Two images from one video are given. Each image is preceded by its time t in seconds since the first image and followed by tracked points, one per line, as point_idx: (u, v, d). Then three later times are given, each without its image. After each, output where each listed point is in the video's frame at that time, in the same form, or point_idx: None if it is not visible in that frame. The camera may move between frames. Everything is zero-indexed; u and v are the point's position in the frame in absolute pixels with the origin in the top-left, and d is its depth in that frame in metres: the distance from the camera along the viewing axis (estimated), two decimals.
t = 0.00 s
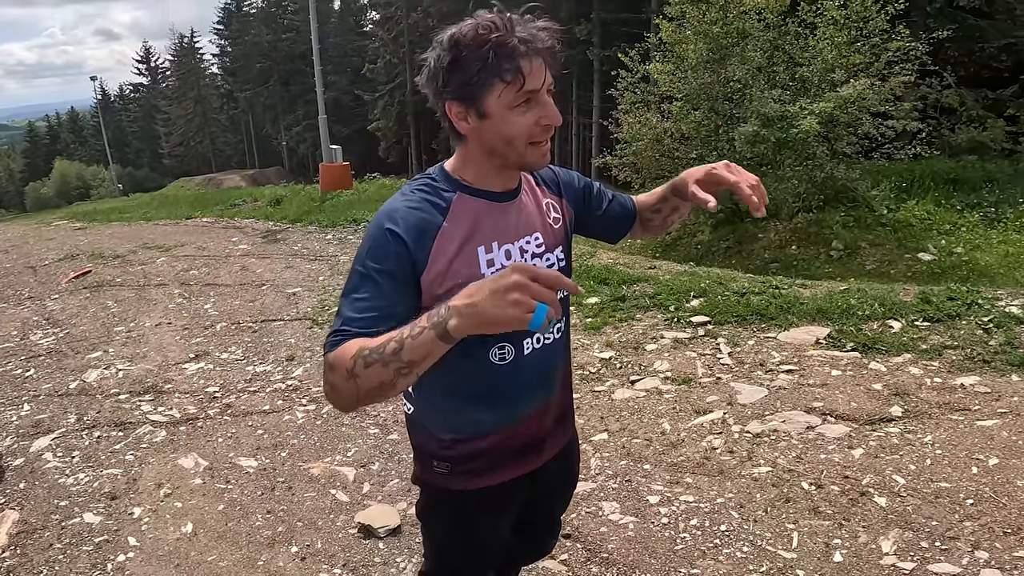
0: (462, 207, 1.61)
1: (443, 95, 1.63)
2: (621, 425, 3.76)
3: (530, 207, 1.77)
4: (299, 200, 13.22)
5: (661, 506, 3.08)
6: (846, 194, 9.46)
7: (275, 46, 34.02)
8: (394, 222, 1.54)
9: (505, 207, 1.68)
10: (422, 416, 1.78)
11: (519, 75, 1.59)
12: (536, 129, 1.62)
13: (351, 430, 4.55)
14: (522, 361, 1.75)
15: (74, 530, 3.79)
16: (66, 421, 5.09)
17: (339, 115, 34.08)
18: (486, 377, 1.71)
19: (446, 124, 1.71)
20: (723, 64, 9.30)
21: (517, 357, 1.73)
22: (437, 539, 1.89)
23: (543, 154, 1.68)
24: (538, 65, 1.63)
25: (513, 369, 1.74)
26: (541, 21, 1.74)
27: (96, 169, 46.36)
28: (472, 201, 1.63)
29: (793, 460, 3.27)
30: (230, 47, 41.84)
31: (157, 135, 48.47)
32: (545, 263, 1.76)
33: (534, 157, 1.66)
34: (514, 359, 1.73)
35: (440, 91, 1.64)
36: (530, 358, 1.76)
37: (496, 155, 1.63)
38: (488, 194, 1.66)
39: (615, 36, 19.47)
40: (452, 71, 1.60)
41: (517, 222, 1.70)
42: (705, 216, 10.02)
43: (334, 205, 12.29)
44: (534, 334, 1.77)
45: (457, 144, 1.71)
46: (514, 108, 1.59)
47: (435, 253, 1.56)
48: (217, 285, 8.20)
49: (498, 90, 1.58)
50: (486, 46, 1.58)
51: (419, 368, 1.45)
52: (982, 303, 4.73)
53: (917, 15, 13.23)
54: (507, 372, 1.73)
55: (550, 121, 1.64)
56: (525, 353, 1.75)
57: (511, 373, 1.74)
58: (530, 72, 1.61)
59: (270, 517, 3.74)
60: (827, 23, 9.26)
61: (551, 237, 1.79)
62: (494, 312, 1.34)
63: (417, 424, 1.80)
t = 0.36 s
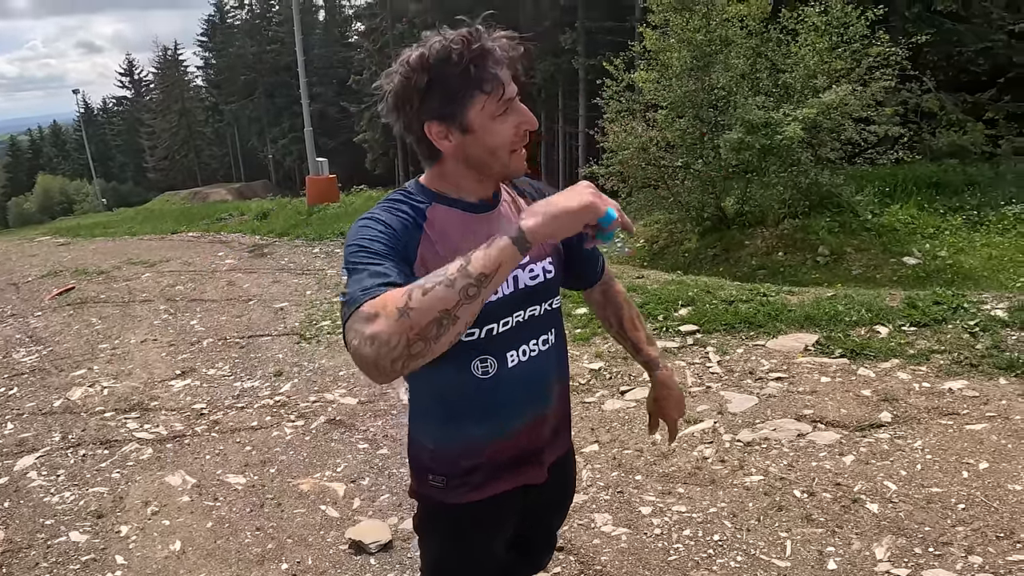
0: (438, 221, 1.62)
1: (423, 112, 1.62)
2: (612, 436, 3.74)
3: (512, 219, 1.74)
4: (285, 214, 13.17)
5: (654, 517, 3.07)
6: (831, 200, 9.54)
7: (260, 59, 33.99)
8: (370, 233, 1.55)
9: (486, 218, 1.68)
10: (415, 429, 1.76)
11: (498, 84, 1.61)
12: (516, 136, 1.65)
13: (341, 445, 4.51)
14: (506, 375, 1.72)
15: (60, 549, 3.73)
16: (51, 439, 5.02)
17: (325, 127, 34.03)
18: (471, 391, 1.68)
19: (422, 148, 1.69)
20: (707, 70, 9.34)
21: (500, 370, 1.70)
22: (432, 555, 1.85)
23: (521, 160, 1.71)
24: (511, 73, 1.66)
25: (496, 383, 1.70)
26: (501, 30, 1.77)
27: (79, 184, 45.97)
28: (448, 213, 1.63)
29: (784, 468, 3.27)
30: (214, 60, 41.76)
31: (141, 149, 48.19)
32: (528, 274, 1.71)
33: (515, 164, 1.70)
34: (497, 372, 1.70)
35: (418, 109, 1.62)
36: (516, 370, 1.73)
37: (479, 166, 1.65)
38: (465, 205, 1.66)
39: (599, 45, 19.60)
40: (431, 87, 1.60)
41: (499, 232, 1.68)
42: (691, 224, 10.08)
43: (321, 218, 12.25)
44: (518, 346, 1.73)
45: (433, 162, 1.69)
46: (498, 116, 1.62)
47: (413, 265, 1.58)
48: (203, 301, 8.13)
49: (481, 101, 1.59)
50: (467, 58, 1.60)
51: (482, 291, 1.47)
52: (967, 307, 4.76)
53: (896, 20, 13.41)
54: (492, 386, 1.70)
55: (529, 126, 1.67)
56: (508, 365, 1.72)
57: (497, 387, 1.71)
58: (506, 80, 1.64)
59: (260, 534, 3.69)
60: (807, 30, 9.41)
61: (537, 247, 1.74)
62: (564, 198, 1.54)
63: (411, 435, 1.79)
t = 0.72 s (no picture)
0: (467, 236, 1.54)
1: (440, 109, 1.57)
2: (606, 446, 3.72)
3: (514, 233, 1.73)
4: (274, 224, 13.12)
5: (649, 526, 3.04)
6: (820, 206, 9.59)
7: (248, 68, 33.95)
8: (403, 247, 1.43)
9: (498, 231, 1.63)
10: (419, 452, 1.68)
11: (518, 84, 1.57)
12: (535, 140, 1.59)
13: (332, 457, 4.47)
14: (524, 391, 1.72)
15: (47, 564, 3.67)
16: (37, 454, 4.95)
17: (314, 136, 33.96)
18: (491, 409, 1.66)
19: (440, 147, 1.62)
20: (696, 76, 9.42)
21: (521, 385, 1.71)
22: None
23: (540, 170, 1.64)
24: (535, 77, 1.62)
25: (518, 399, 1.71)
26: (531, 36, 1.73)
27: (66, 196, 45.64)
28: (476, 229, 1.57)
29: (779, 475, 3.26)
30: (202, 71, 41.67)
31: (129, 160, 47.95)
32: (540, 287, 1.73)
33: (533, 170, 1.62)
34: (518, 389, 1.70)
35: (436, 106, 1.57)
36: (533, 383, 1.75)
37: (495, 169, 1.59)
38: (487, 218, 1.62)
39: (587, 52, 19.69)
40: (451, 82, 1.56)
41: (513, 246, 1.67)
42: (681, 230, 9.98)
43: (310, 228, 12.20)
44: (535, 359, 1.75)
45: (450, 167, 1.63)
46: (517, 118, 1.56)
47: (450, 280, 1.48)
48: (192, 313, 8.07)
49: (501, 97, 1.54)
50: (488, 55, 1.56)
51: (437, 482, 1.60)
52: (957, 311, 4.78)
53: (881, 27, 13.54)
54: (512, 403, 1.69)
55: (548, 132, 1.61)
56: (528, 379, 1.73)
57: (515, 404, 1.71)
58: (527, 83, 1.59)
59: (251, 548, 3.64)
60: (794, 36, 9.51)
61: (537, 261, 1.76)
62: (529, 536, 1.52)
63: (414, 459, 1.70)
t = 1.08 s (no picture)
0: (442, 231, 1.53)
1: (418, 102, 1.62)
2: (603, 449, 3.69)
3: (505, 238, 1.68)
4: (272, 225, 13.09)
5: (645, 530, 3.02)
6: (818, 207, 9.57)
7: (247, 69, 33.93)
8: (376, 236, 1.44)
9: (478, 233, 1.59)
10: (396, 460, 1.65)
11: (479, 90, 1.53)
12: (489, 150, 1.53)
13: (327, 460, 4.44)
14: (508, 400, 1.68)
15: (39, 567, 3.64)
16: (31, 456, 4.91)
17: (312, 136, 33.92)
18: (469, 416, 1.62)
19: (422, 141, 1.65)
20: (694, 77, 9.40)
21: (503, 394, 1.66)
22: None
23: (499, 183, 1.56)
24: (507, 85, 1.55)
25: (499, 408, 1.66)
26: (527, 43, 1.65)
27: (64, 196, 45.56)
28: (454, 227, 1.55)
29: (776, 479, 3.23)
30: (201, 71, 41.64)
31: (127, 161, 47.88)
32: (528, 295, 1.68)
33: (486, 181, 1.55)
34: (500, 398, 1.65)
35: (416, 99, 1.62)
36: (516, 393, 1.69)
37: (451, 171, 1.56)
38: (470, 219, 1.59)
39: (586, 53, 19.67)
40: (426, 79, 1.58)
41: (497, 250, 1.63)
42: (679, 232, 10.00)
43: (308, 229, 12.17)
44: (519, 369, 1.69)
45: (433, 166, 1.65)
46: (469, 124, 1.53)
47: (422, 272, 1.47)
48: (188, 314, 8.04)
49: (458, 101, 1.53)
50: (456, 56, 1.55)
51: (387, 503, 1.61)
52: (956, 313, 4.76)
53: (880, 27, 13.52)
54: (492, 412, 1.65)
55: (506, 145, 1.54)
56: (512, 389, 1.68)
57: (496, 414, 1.66)
58: (494, 90, 1.54)
59: (244, 551, 3.61)
60: (793, 36, 9.49)
61: (529, 269, 1.71)
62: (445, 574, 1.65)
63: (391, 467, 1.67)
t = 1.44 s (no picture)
0: (404, 226, 1.58)
1: (410, 95, 1.62)
2: (600, 449, 3.69)
3: (488, 231, 1.61)
4: (271, 224, 13.08)
5: (642, 530, 3.01)
6: (817, 206, 9.57)
7: (246, 68, 33.91)
8: (343, 234, 1.60)
9: (447, 229, 1.58)
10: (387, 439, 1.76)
11: (478, 87, 1.52)
12: (484, 147, 1.52)
13: (324, 459, 4.43)
14: (475, 396, 1.62)
15: (35, 567, 3.63)
16: (27, 455, 4.90)
17: (311, 136, 33.89)
18: (428, 407, 1.63)
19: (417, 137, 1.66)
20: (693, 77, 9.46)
21: (462, 390, 1.61)
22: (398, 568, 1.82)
23: (494, 179, 1.55)
24: (504, 81, 1.54)
25: (462, 403, 1.62)
26: (518, 40, 1.63)
27: (62, 195, 45.51)
28: (422, 223, 1.58)
29: (774, 479, 3.22)
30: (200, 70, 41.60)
31: (126, 160, 47.81)
32: (503, 292, 1.60)
33: (481, 176, 1.54)
34: (459, 393, 1.62)
35: (408, 94, 1.62)
36: (479, 392, 1.62)
37: (446, 167, 1.56)
38: (445, 214, 1.59)
39: (585, 52, 19.66)
40: (422, 73, 1.58)
41: (468, 245, 1.59)
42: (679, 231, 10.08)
43: (307, 229, 12.16)
44: (486, 368, 1.62)
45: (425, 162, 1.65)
46: (467, 118, 1.52)
47: (373, 266, 1.56)
48: (186, 313, 8.03)
49: (455, 96, 1.52)
50: (454, 53, 1.55)
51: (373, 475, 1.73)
52: (954, 313, 4.75)
53: (879, 27, 13.52)
54: (451, 406, 1.62)
55: (501, 142, 1.53)
56: (474, 386, 1.62)
57: (457, 408, 1.63)
58: (493, 86, 1.53)
59: (241, 551, 3.59)
60: (792, 36, 9.49)
61: (513, 263, 1.61)
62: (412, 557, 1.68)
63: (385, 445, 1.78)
